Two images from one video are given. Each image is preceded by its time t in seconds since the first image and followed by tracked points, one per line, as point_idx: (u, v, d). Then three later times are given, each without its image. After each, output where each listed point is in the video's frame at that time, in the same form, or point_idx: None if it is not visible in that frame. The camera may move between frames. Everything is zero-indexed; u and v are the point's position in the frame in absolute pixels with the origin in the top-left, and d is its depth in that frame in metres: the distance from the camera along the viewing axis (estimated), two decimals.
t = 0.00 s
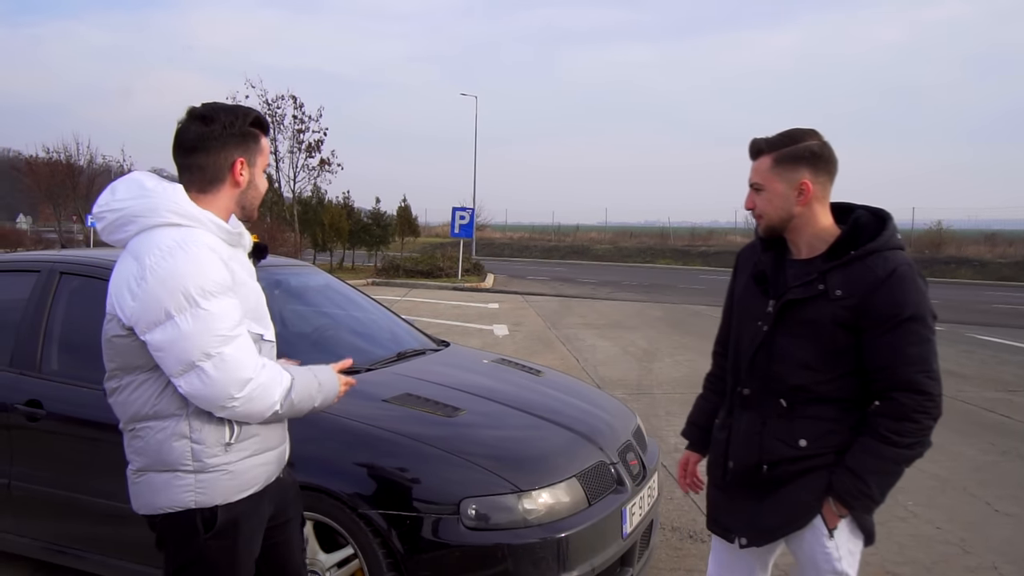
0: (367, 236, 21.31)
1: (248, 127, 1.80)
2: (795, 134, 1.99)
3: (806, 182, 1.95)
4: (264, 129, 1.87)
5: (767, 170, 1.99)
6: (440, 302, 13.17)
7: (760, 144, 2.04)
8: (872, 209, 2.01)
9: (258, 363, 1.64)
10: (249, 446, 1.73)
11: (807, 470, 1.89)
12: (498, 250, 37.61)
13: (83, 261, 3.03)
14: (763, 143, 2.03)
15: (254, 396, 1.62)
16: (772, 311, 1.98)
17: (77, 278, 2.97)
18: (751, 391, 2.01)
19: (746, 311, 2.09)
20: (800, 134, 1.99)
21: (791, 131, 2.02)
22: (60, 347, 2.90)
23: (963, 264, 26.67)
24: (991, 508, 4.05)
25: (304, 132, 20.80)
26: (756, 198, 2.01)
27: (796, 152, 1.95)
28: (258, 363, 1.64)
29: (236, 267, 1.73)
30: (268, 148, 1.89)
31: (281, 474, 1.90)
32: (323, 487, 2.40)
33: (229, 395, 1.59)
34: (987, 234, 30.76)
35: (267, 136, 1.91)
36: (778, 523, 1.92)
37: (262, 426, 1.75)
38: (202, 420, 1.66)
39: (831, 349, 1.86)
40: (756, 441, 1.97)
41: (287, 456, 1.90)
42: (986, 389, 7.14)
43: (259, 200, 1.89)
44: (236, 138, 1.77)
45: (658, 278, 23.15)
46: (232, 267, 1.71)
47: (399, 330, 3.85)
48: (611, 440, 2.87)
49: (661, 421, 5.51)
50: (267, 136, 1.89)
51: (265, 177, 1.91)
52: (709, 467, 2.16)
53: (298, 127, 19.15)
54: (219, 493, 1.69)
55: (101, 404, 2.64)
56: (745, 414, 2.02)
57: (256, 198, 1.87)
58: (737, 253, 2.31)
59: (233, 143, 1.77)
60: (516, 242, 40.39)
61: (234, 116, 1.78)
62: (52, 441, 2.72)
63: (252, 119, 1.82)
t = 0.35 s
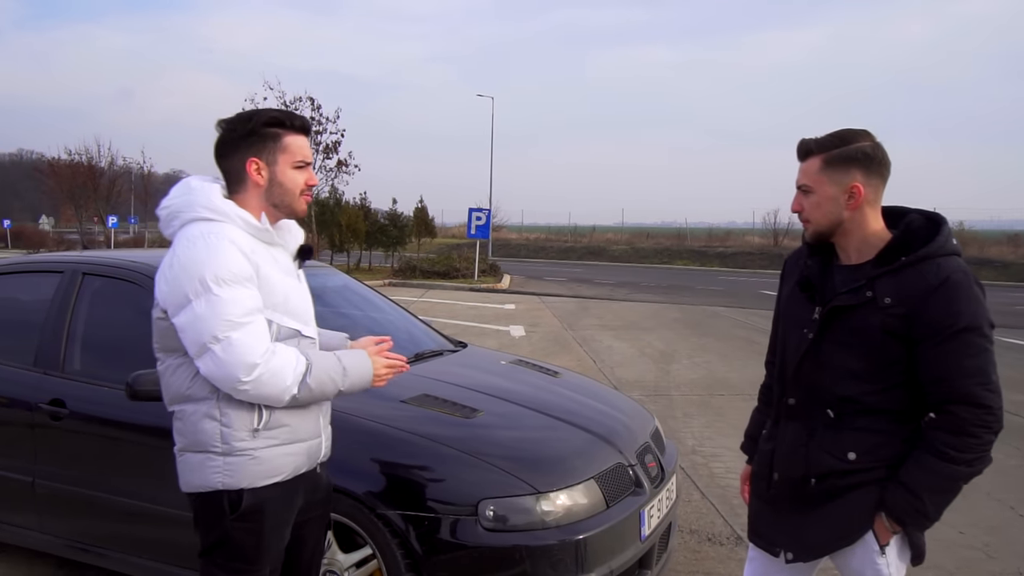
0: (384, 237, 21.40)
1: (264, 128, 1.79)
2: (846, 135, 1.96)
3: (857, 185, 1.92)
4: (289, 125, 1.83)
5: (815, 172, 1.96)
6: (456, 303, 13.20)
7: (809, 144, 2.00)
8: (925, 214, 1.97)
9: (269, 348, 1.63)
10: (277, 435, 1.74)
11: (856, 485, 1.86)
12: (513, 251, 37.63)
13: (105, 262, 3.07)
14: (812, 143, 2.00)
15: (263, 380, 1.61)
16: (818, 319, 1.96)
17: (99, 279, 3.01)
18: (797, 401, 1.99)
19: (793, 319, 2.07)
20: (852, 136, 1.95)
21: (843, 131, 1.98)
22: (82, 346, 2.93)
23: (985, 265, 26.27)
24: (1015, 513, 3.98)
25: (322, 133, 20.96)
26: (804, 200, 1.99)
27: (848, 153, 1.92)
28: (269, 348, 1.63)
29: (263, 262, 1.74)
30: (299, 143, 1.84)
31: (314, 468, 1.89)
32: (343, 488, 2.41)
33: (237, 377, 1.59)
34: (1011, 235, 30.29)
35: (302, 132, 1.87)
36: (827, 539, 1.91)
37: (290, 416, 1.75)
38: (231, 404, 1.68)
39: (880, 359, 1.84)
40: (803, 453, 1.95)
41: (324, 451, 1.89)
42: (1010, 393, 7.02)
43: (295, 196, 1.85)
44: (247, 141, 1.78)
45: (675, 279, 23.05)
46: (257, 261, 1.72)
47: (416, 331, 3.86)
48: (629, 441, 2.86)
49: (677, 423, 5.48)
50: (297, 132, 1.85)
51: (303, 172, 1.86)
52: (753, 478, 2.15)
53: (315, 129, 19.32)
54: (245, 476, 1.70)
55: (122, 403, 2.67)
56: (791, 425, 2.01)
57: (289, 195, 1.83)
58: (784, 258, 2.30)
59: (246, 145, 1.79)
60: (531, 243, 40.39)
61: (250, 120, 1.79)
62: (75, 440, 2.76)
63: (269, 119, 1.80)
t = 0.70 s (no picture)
0: (400, 237, 21.47)
1: (307, 134, 1.84)
2: (885, 134, 1.93)
3: (897, 186, 1.88)
4: (332, 131, 1.85)
5: (853, 171, 1.92)
6: (471, 304, 13.21)
7: (847, 142, 1.97)
8: (958, 216, 1.93)
9: (279, 340, 1.66)
10: (279, 425, 1.77)
11: (884, 492, 1.84)
12: (529, 251, 37.62)
13: (126, 263, 3.11)
14: (850, 141, 1.96)
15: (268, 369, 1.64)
16: (846, 323, 1.94)
17: (120, 279, 3.05)
18: (823, 405, 1.98)
19: (820, 322, 2.06)
20: (891, 135, 1.93)
21: (881, 130, 1.95)
22: (102, 346, 2.97)
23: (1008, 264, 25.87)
24: None
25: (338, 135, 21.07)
26: (840, 199, 1.95)
27: (887, 152, 1.89)
28: (279, 340, 1.66)
29: (297, 259, 1.78)
30: (342, 148, 1.86)
31: (318, 467, 1.89)
32: (357, 487, 2.42)
33: (244, 361, 1.64)
34: None
35: (348, 137, 1.89)
36: (855, 547, 1.89)
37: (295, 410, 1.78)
38: (240, 387, 1.75)
39: (909, 365, 1.82)
40: (829, 458, 1.93)
41: (329, 453, 1.88)
42: None
43: (337, 200, 1.86)
44: (292, 147, 1.85)
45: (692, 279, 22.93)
46: (290, 257, 1.77)
47: (432, 331, 3.88)
48: (645, 442, 2.85)
49: (694, 424, 5.44)
50: (342, 137, 1.87)
51: (347, 176, 1.88)
52: (777, 482, 2.14)
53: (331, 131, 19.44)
54: (241, 459, 1.75)
55: (143, 402, 2.70)
56: (817, 430, 1.99)
57: (330, 198, 1.85)
58: (811, 259, 2.29)
59: (292, 151, 1.85)
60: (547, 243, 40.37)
61: (295, 126, 1.85)
62: (96, 438, 2.79)
63: (311, 125, 1.84)
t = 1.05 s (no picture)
0: (409, 237, 21.51)
1: (307, 134, 1.85)
2: (905, 133, 1.91)
3: (917, 186, 1.87)
4: (332, 131, 1.86)
5: (873, 170, 1.90)
6: (480, 303, 13.22)
7: (867, 140, 1.94)
8: (973, 216, 1.91)
9: (280, 332, 1.66)
10: (286, 425, 1.77)
11: (899, 493, 1.82)
12: (538, 250, 37.60)
13: (134, 262, 3.13)
14: (869, 140, 1.94)
15: (271, 363, 1.64)
16: (861, 323, 1.92)
17: (129, 278, 3.07)
18: (837, 406, 1.95)
19: (832, 322, 2.04)
20: (911, 134, 1.91)
21: (901, 129, 1.93)
22: (111, 344, 2.99)
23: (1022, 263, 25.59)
24: None
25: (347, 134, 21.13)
26: (858, 198, 1.93)
27: (907, 152, 1.87)
28: (280, 332, 1.66)
29: (299, 257, 1.79)
30: (343, 148, 1.86)
31: (327, 466, 1.89)
32: (364, 486, 2.43)
33: (247, 356, 1.64)
34: None
35: (349, 136, 1.89)
36: (869, 549, 1.87)
37: (302, 408, 1.78)
38: (247, 388, 1.75)
39: (926, 366, 1.80)
40: (843, 458, 1.91)
41: (337, 451, 1.88)
42: None
43: (337, 199, 1.87)
44: (294, 146, 1.86)
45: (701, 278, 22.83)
46: (292, 255, 1.77)
47: (439, 330, 3.88)
48: (652, 442, 2.84)
49: (702, 423, 5.42)
50: (342, 137, 1.87)
51: (348, 175, 1.88)
52: (787, 483, 2.12)
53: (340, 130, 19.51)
54: (248, 459, 1.76)
55: (151, 400, 2.72)
56: (830, 430, 1.97)
57: (330, 197, 1.86)
58: (820, 258, 2.26)
59: (294, 151, 1.86)
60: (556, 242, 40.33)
61: (297, 126, 1.86)
62: (105, 437, 2.81)
63: (312, 125, 1.85)
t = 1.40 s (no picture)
0: (406, 237, 21.51)
1: (277, 133, 1.84)
2: (903, 134, 1.91)
3: (915, 187, 1.87)
4: (302, 129, 1.86)
5: (871, 171, 1.90)
6: (476, 304, 13.22)
7: (865, 140, 1.94)
8: (967, 217, 1.92)
9: (245, 337, 1.66)
10: (263, 431, 1.78)
11: (892, 494, 1.83)
12: (535, 251, 37.62)
13: (128, 263, 3.13)
14: (868, 141, 1.94)
15: (237, 368, 1.64)
16: (854, 323, 1.93)
17: (123, 279, 3.07)
18: (830, 406, 1.96)
19: (825, 322, 2.04)
20: (909, 135, 1.92)
21: (899, 130, 1.94)
22: (105, 345, 2.99)
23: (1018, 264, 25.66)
24: None
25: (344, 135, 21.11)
26: (856, 199, 1.93)
27: (906, 153, 1.88)
28: (245, 337, 1.66)
29: (265, 259, 1.79)
30: (313, 147, 1.86)
31: (309, 469, 1.90)
32: (357, 487, 2.43)
33: (214, 363, 1.64)
34: None
35: (317, 135, 1.89)
36: (862, 550, 1.87)
37: (280, 413, 1.78)
38: (221, 395, 1.75)
39: (920, 366, 1.80)
40: (837, 459, 1.91)
41: (318, 455, 1.89)
42: None
43: (308, 198, 1.87)
44: (264, 145, 1.85)
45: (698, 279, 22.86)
46: (257, 257, 1.78)
47: (434, 331, 3.88)
48: (646, 442, 2.84)
49: (697, 424, 5.43)
50: (311, 136, 1.87)
51: (317, 175, 1.88)
52: (779, 483, 2.12)
53: (337, 131, 19.49)
54: (226, 467, 1.76)
55: (144, 401, 2.72)
56: (823, 430, 1.97)
57: (301, 197, 1.86)
58: (812, 258, 2.27)
59: (264, 150, 1.85)
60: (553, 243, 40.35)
61: (266, 124, 1.85)
62: (99, 438, 2.81)
63: (282, 124, 1.84)
